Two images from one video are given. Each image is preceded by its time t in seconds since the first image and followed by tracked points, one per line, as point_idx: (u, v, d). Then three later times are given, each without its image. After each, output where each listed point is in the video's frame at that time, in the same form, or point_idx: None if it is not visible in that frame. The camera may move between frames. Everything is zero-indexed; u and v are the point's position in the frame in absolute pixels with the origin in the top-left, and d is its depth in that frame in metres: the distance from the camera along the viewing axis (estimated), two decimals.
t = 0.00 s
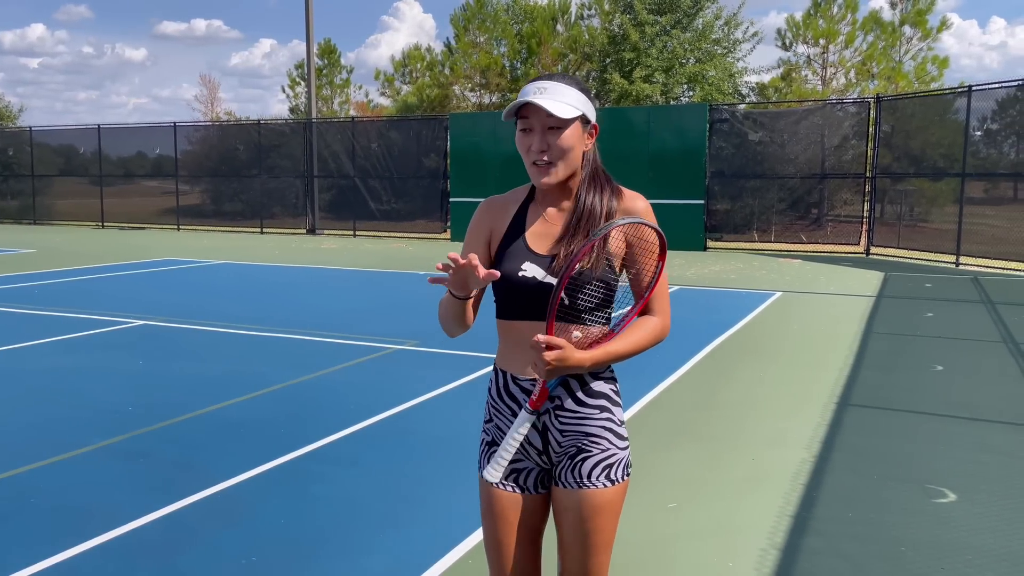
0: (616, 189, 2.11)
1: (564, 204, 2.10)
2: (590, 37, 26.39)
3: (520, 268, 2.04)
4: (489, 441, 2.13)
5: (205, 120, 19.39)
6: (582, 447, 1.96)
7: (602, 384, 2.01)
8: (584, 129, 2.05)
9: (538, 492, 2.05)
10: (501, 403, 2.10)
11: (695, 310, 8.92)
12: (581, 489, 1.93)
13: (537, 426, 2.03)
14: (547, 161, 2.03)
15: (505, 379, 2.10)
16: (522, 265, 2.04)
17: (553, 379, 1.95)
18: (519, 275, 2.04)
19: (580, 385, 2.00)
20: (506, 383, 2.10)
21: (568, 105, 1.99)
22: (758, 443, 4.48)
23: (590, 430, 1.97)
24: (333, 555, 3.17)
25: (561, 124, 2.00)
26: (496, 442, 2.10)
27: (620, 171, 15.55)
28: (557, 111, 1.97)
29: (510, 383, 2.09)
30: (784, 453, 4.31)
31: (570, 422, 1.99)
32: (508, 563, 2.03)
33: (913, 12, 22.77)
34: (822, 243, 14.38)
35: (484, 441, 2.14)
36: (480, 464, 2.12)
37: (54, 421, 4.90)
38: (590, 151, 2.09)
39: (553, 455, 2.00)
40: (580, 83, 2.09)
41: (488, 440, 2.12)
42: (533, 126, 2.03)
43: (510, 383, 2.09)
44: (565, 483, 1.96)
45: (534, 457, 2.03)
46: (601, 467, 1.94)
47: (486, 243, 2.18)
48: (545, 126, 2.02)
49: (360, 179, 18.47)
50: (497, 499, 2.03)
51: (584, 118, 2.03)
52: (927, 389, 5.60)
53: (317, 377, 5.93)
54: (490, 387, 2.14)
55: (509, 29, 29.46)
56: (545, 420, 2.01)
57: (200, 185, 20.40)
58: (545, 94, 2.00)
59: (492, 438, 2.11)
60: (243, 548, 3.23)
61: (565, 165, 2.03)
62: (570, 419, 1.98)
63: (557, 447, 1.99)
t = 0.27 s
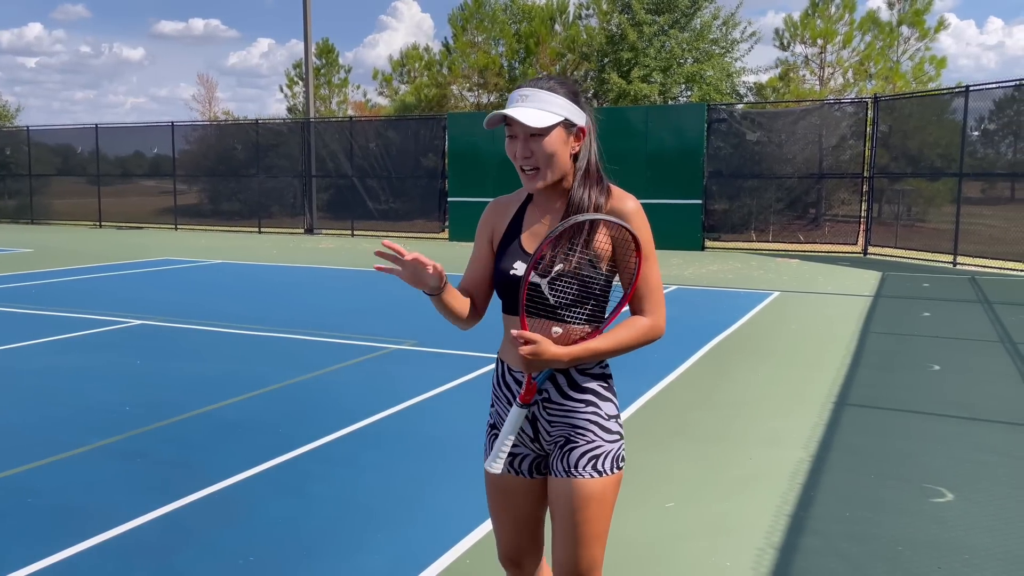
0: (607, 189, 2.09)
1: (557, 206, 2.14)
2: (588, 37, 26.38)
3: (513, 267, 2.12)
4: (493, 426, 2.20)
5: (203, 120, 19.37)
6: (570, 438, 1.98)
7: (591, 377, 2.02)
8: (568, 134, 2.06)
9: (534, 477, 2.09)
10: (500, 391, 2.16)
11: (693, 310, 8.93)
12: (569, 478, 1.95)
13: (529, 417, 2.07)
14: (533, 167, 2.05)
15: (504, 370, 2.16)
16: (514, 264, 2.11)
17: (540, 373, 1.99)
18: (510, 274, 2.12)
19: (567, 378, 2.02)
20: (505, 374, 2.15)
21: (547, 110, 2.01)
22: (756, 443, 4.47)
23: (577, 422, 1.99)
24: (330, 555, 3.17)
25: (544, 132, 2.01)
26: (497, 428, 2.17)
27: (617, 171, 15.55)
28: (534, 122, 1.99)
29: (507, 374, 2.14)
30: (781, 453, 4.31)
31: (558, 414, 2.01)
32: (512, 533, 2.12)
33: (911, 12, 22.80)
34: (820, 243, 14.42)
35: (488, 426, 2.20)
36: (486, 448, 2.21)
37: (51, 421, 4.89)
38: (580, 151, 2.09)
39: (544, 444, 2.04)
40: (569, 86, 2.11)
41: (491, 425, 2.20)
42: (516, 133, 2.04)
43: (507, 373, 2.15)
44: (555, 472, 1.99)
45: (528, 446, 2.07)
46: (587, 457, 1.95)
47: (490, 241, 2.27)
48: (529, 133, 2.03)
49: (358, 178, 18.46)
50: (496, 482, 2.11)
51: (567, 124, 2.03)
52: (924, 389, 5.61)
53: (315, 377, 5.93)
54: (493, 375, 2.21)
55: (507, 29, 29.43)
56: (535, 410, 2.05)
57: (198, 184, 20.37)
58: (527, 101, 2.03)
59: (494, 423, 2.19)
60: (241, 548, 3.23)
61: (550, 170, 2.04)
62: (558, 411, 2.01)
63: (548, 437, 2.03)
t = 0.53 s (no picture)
0: (591, 185, 2.07)
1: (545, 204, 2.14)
2: (586, 37, 26.36)
3: (505, 263, 2.16)
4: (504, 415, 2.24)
5: (200, 119, 19.33)
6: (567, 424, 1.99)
7: (587, 365, 2.03)
8: (553, 135, 2.06)
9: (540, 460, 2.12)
10: (506, 378, 2.20)
11: (692, 309, 8.93)
12: (566, 461, 1.95)
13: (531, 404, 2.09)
14: (516, 167, 2.06)
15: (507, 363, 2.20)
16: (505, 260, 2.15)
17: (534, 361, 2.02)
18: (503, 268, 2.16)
19: (563, 367, 2.03)
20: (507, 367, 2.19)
21: (528, 115, 2.02)
22: (755, 442, 4.47)
23: (574, 407, 2.00)
24: (328, 556, 3.17)
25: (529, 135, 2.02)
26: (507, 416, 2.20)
27: (615, 170, 15.55)
28: (514, 122, 2.00)
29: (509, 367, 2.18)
30: (780, 452, 4.31)
31: (556, 401, 2.03)
32: (528, 513, 2.16)
33: (909, 12, 22.79)
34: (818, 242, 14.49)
35: (498, 412, 2.24)
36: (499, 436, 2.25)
37: (48, 420, 4.88)
38: (565, 150, 2.08)
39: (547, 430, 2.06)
40: (554, 87, 2.11)
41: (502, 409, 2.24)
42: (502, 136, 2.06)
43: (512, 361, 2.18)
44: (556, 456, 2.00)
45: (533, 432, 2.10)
46: (582, 442, 1.95)
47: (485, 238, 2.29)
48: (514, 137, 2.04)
49: (356, 178, 18.45)
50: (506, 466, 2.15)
51: (551, 126, 2.04)
52: (922, 388, 5.61)
53: (312, 376, 5.92)
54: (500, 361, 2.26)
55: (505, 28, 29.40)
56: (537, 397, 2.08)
57: (195, 184, 20.34)
58: (511, 108, 2.04)
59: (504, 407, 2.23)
60: (238, 548, 3.22)
61: (535, 170, 2.05)
62: (555, 397, 2.03)
63: (549, 422, 2.05)
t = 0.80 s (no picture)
0: (592, 182, 2.10)
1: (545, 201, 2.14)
2: (584, 36, 26.37)
3: (504, 260, 2.12)
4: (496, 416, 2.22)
5: (198, 118, 19.31)
6: (566, 422, 1.99)
7: (585, 363, 2.03)
8: (560, 130, 2.07)
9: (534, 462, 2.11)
10: (500, 378, 2.17)
11: (689, 309, 8.93)
12: (564, 460, 1.95)
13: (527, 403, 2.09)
14: (526, 158, 2.05)
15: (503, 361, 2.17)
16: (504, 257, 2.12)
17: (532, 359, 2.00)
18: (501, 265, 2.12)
19: (564, 364, 2.03)
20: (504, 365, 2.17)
21: (543, 107, 2.01)
22: (752, 442, 4.47)
23: (574, 406, 2.00)
24: (325, 555, 3.16)
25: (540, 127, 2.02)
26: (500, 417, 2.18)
27: (612, 169, 15.55)
28: (533, 112, 1.99)
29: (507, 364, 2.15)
30: (778, 451, 4.31)
31: (556, 399, 2.03)
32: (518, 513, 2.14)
33: (906, 12, 22.82)
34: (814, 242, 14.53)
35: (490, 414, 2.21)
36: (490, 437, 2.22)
37: (43, 420, 4.86)
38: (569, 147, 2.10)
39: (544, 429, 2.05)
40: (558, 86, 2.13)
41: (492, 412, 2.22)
42: (513, 127, 2.05)
43: (506, 360, 2.16)
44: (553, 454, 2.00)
45: (529, 431, 2.09)
46: (580, 441, 1.95)
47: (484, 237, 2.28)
48: (525, 128, 2.04)
49: (353, 177, 18.44)
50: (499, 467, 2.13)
51: (561, 120, 2.05)
52: (919, 387, 5.61)
53: (309, 375, 5.91)
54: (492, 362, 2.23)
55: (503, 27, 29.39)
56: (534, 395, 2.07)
57: (193, 183, 20.32)
58: (523, 98, 2.02)
59: (495, 410, 2.20)
60: (233, 548, 3.22)
61: (543, 164, 2.05)
62: (554, 395, 2.03)
63: (547, 421, 2.04)
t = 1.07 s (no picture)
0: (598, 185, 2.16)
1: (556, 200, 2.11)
2: (582, 35, 26.37)
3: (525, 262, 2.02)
4: (495, 428, 2.05)
5: (195, 116, 19.28)
6: (591, 421, 1.98)
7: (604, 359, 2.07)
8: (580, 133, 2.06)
9: (542, 474, 2.03)
10: (510, 390, 2.05)
11: (687, 307, 8.94)
12: (589, 461, 1.94)
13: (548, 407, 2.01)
14: (552, 163, 2.02)
15: (513, 366, 2.05)
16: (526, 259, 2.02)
17: (569, 358, 1.98)
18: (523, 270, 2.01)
19: (588, 362, 2.04)
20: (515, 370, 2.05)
21: (573, 110, 1.98)
22: (751, 441, 4.47)
23: (598, 404, 2.02)
24: (322, 554, 3.16)
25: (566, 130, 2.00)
26: (503, 430, 2.03)
27: (611, 168, 15.55)
28: (567, 117, 1.97)
29: (522, 368, 2.04)
30: (776, 450, 4.31)
31: (580, 398, 2.01)
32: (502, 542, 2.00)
33: (904, 11, 22.82)
34: (812, 241, 14.52)
35: (489, 431, 2.04)
36: (484, 453, 2.05)
37: (40, 419, 4.85)
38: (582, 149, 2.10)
39: (563, 435, 1.99)
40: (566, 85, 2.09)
41: (493, 429, 2.05)
42: (539, 129, 1.99)
43: (519, 368, 2.04)
44: (575, 456, 1.96)
45: (544, 438, 2.00)
46: (607, 437, 1.97)
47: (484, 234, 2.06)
48: (550, 131, 1.99)
49: (351, 175, 18.41)
50: (507, 487, 1.98)
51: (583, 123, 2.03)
52: (917, 386, 5.62)
53: (307, 374, 5.90)
54: (493, 376, 2.08)
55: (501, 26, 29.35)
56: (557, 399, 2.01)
57: (190, 181, 20.31)
58: (554, 100, 1.96)
59: (498, 427, 2.04)
60: (230, 547, 3.21)
61: (565, 168, 2.04)
62: (579, 395, 2.01)
63: (568, 426, 1.99)
